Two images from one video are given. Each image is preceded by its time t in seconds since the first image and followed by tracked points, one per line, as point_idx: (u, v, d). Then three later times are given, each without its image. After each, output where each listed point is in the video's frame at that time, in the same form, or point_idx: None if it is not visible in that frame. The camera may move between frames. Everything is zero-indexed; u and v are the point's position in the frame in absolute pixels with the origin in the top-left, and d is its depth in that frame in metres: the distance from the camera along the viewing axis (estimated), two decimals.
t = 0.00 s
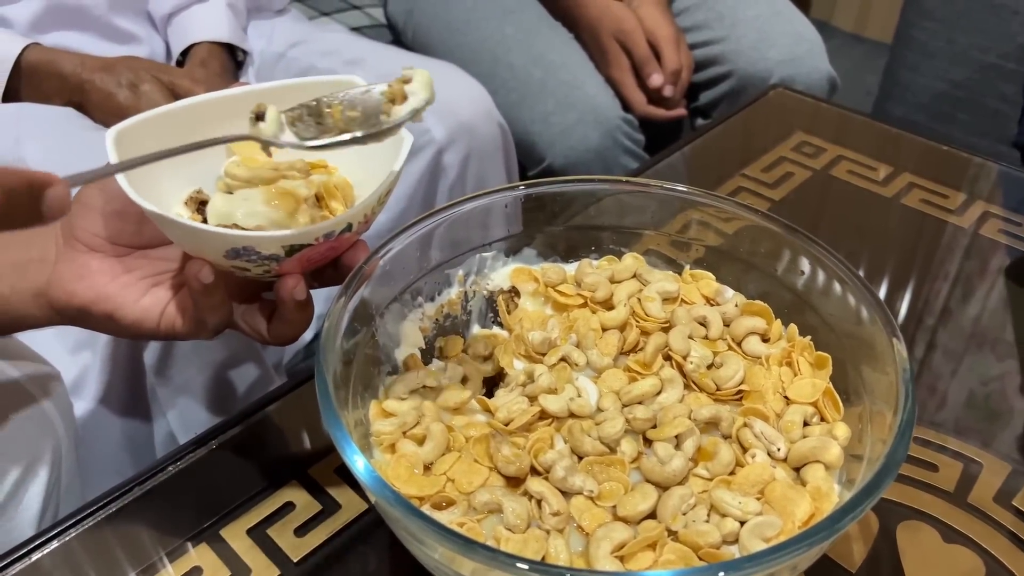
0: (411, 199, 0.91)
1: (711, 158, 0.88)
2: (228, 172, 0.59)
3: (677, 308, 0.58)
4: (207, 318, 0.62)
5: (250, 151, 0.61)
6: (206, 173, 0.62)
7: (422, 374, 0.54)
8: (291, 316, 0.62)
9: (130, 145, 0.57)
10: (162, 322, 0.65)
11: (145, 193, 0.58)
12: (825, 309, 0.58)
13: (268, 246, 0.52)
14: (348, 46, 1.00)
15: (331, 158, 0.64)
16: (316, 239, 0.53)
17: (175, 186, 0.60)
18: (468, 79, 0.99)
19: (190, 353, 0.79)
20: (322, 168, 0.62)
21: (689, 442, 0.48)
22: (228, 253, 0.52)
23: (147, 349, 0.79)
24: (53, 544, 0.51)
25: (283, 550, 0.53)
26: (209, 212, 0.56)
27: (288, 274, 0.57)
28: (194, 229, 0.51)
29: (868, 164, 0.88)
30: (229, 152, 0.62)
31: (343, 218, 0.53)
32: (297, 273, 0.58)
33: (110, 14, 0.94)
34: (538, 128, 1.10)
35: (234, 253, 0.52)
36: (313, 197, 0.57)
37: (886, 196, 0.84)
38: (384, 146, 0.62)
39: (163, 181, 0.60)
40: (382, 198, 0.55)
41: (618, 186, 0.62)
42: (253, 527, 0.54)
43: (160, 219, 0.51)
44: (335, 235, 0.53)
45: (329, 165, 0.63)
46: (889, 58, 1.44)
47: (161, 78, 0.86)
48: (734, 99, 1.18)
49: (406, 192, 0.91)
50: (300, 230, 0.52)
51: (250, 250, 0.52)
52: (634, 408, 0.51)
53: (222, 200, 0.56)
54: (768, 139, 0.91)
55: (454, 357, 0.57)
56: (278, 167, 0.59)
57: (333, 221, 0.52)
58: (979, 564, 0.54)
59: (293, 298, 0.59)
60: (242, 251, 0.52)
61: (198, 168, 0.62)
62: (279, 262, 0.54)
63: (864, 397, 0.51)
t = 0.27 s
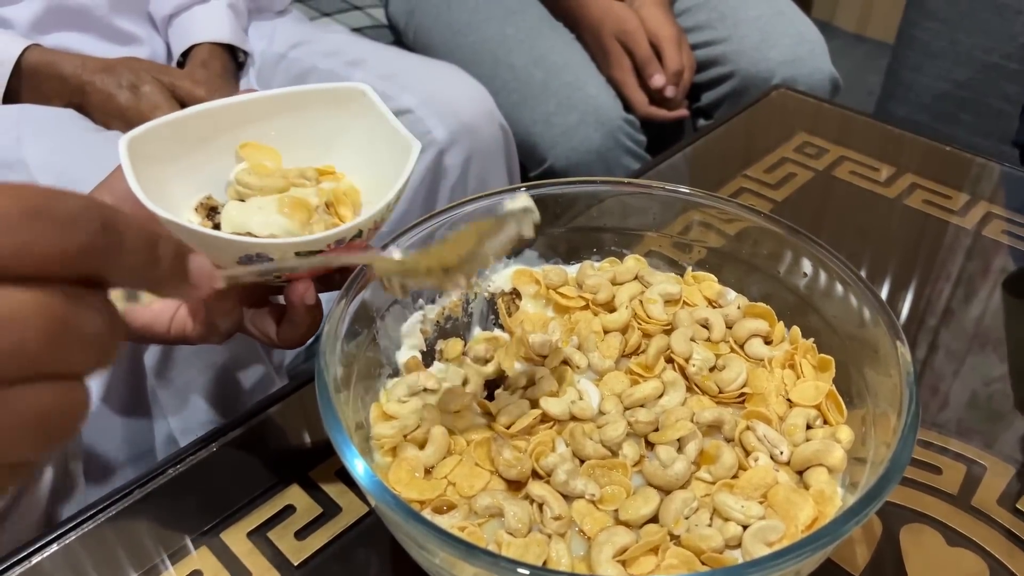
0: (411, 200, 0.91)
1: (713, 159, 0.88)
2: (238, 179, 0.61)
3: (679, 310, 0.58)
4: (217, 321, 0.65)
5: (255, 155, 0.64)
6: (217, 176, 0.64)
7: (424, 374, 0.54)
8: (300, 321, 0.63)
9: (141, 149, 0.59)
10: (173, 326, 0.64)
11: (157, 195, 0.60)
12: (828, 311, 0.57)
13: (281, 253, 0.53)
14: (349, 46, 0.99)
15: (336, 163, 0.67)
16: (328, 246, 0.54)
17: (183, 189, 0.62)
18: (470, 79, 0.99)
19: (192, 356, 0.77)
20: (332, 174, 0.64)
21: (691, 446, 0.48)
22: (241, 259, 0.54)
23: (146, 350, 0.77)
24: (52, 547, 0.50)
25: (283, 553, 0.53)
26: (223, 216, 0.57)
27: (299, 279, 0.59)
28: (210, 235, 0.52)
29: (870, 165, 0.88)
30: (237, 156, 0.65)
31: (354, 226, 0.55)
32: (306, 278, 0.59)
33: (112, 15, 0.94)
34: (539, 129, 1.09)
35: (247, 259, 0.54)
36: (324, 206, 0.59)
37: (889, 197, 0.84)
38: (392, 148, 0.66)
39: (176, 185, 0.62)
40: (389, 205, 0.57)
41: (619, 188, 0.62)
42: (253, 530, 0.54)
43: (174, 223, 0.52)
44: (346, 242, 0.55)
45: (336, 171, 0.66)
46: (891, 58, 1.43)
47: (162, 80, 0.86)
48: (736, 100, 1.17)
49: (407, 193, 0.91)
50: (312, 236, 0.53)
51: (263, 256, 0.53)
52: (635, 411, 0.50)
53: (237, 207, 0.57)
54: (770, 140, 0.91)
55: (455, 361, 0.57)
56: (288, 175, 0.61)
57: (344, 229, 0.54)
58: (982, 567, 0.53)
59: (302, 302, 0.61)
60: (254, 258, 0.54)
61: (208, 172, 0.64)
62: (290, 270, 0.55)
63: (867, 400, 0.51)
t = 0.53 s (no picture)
0: (409, 201, 0.91)
1: (713, 159, 0.87)
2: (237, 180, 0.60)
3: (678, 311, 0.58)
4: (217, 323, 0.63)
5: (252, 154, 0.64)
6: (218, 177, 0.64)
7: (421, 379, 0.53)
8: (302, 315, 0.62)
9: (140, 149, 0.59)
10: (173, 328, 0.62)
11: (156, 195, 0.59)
12: (827, 311, 0.57)
13: (284, 250, 0.54)
14: (349, 47, 0.99)
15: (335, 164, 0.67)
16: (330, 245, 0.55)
17: (183, 190, 0.62)
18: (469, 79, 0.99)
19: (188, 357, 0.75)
20: (332, 173, 0.64)
21: (689, 448, 0.48)
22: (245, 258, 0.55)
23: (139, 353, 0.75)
24: (50, 548, 0.50)
25: (280, 555, 0.52)
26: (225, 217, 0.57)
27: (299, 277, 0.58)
28: (216, 237, 0.53)
29: (871, 165, 0.87)
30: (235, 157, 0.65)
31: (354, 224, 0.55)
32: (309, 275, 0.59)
33: (110, 16, 0.94)
34: (539, 129, 1.09)
35: (250, 259, 0.55)
36: (324, 204, 0.59)
37: (889, 197, 0.83)
38: (391, 147, 0.65)
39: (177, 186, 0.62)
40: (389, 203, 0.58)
41: (618, 189, 0.61)
42: (251, 532, 0.54)
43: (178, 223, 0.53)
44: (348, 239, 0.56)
45: (336, 171, 0.66)
46: (892, 58, 1.43)
47: (159, 81, 0.86)
48: (736, 100, 1.17)
49: (406, 195, 0.91)
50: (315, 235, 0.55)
51: (265, 254, 0.54)
52: (634, 413, 0.50)
53: (237, 208, 0.57)
54: (770, 140, 0.91)
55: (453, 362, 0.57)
56: (288, 175, 0.61)
57: (345, 228, 0.55)
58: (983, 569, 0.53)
59: (307, 303, 0.60)
60: (258, 258, 0.55)
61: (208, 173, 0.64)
62: (293, 266, 0.57)
63: (867, 402, 0.51)
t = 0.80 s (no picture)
0: (408, 200, 0.91)
1: (712, 158, 0.87)
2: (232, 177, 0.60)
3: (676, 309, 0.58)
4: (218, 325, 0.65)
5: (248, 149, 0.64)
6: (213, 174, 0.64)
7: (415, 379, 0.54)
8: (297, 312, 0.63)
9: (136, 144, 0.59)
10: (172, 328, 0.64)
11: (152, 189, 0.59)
12: (826, 310, 0.57)
13: (281, 248, 0.54)
14: (347, 46, 0.99)
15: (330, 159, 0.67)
16: (328, 242, 0.55)
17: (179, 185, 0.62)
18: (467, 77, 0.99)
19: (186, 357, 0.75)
20: (326, 170, 0.63)
21: (688, 446, 0.48)
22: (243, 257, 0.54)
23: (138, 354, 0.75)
24: (48, 548, 0.50)
25: (279, 554, 0.52)
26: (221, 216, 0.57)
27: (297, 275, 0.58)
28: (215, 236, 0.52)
29: (870, 164, 0.87)
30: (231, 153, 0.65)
31: (352, 221, 0.55)
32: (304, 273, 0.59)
33: (108, 15, 0.94)
34: (538, 128, 1.09)
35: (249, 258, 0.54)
36: (320, 202, 0.59)
37: (888, 196, 0.83)
38: (388, 143, 0.65)
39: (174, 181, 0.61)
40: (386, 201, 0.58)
41: (616, 187, 0.61)
42: (249, 531, 0.54)
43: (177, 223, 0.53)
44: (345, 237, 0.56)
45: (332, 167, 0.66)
46: (892, 56, 1.43)
47: (158, 80, 0.86)
48: (735, 98, 1.17)
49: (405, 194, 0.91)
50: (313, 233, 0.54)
51: (264, 254, 0.54)
52: (632, 411, 0.50)
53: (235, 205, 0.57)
54: (769, 138, 0.91)
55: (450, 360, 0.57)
56: (284, 173, 0.61)
57: (343, 225, 0.55)
58: (982, 567, 0.53)
59: (304, 300, 0.60)
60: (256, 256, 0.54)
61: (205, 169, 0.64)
62: (290, 264, 0.56)
63: (865, 399, 0.51)
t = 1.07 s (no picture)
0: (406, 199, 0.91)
1: (711, 158, 0.87)
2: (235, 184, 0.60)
3: (674, 310, 0.58)
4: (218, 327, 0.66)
5: (250, 157, 0.64)
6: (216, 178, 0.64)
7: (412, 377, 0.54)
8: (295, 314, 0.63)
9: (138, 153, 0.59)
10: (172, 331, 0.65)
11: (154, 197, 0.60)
12: (824, 310, 0.57)
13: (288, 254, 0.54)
14: (346, 46, 0.99)
15: (333, 165, 0.67)
16: (334, 247, 0.55)
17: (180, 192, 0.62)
18: (463, 77, 0.98)
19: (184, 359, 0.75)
20: (330, 177, 0.64)
21: (686, 447, 0.48)
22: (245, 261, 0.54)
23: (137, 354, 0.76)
24: (51, 548, 0.52)
25: (278, 555, 0.52)
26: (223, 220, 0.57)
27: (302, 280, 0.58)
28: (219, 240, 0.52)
29: (869, 163, 0.87)
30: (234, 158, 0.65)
31: (358, 227, 0.56)
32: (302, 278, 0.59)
33: (106, 16, 0.93)
34: (536, 128, 1.09)
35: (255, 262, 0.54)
36: (324, 207, 0.59)
37: (887, 195, 0.83)
38: (389, 149, 0.65)
39: (177, 187, 0.62)
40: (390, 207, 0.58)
41: (615, 187, 0.61)
42: (248, 532, 0.54)
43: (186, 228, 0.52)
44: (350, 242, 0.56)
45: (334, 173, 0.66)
46: (890, 54, 1.43)
47: (156, 81, 0.86)
48: (734, 98, 1.17)
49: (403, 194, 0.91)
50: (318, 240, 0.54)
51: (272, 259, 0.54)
52: (631, 412, 0.50)
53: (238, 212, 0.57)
54: (768, 138, 0.90)
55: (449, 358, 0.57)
56: (287, 180, 0.61)
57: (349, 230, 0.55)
58: (980, 567, 0.53)
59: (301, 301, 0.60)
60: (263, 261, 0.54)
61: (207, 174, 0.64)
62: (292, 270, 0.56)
63: (864, 399, 0.51)
